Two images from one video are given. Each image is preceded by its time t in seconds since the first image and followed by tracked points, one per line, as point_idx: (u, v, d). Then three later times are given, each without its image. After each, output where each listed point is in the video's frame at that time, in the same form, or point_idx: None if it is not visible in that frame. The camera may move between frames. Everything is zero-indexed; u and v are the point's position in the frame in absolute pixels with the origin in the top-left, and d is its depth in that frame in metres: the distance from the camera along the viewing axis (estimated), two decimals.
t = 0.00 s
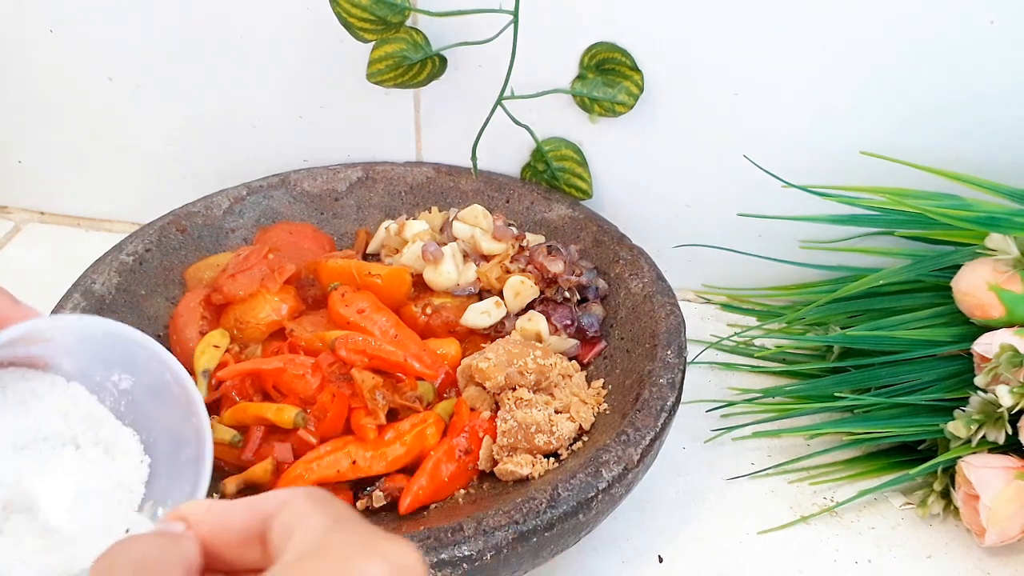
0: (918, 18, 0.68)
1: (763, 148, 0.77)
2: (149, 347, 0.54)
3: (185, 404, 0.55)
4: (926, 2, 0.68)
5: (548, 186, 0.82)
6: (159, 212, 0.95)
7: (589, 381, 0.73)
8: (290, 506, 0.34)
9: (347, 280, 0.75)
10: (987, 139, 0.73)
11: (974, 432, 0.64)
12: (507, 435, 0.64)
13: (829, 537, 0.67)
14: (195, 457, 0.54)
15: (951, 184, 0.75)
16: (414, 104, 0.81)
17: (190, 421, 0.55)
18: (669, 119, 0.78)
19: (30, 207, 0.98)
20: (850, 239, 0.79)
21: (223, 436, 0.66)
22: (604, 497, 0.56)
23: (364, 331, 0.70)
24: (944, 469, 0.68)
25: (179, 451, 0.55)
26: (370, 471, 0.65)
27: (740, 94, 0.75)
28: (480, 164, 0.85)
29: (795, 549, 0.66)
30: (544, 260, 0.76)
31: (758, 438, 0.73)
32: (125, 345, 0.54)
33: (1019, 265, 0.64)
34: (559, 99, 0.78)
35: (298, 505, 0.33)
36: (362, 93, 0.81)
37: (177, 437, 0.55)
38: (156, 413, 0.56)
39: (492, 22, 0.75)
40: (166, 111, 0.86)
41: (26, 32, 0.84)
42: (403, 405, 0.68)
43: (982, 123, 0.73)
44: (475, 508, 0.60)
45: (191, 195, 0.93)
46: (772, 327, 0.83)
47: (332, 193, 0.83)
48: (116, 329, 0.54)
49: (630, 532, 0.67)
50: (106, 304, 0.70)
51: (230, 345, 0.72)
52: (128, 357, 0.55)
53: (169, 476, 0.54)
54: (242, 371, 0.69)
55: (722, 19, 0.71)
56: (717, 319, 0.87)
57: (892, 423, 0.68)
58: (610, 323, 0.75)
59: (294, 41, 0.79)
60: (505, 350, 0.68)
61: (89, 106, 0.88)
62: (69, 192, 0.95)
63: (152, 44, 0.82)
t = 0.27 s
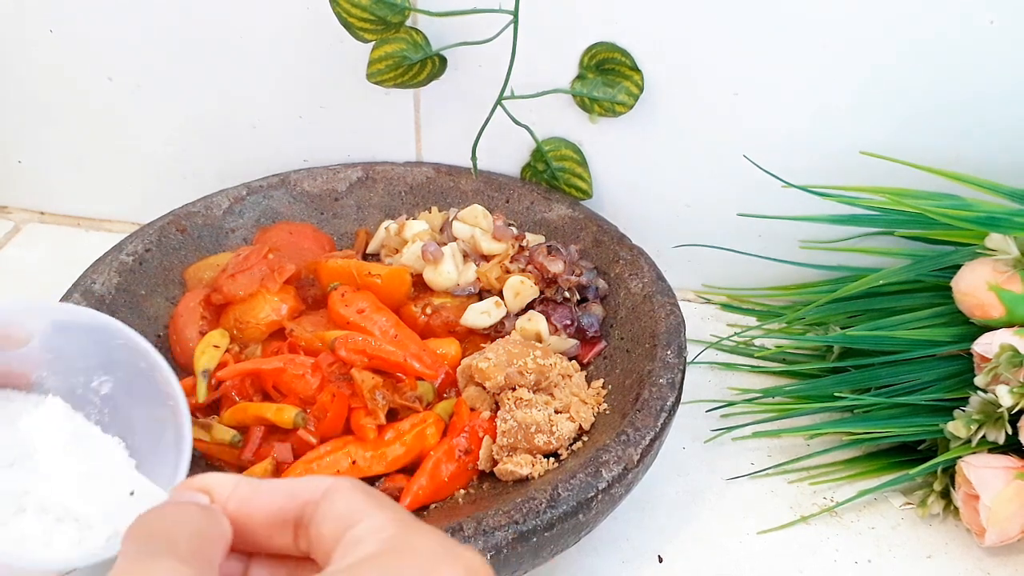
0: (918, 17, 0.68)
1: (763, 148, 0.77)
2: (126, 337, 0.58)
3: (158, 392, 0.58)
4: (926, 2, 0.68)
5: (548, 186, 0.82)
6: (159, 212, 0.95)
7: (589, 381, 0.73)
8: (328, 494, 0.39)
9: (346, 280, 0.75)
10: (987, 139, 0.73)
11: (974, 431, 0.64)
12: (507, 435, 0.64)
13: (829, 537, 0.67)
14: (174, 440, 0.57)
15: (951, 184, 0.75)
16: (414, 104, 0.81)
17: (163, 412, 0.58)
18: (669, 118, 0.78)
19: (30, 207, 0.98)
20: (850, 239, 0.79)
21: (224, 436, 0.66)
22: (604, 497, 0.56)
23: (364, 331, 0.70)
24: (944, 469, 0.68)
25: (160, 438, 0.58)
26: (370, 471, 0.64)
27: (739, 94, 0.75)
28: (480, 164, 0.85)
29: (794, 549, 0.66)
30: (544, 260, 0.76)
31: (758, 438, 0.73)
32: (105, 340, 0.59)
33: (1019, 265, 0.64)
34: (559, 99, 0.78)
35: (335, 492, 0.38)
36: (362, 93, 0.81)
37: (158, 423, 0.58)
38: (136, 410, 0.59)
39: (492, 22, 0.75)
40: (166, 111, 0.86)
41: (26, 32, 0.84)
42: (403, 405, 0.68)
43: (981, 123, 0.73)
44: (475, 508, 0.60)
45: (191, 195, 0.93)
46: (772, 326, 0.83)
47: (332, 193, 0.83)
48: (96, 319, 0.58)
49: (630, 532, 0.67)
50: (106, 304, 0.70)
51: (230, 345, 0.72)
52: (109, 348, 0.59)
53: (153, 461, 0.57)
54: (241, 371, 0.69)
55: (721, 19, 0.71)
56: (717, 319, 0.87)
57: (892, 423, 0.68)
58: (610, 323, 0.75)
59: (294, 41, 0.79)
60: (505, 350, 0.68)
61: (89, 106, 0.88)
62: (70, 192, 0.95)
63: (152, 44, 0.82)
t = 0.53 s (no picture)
0: (917, 18, 0.68)
1: (763, 148, 0.77)
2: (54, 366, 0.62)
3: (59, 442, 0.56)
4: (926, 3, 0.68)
5: (548, 186, 0.82)
6: (159, 212, 0.95)
7: (589, 381, 0.73)
8: (448, 495, 0.36)
9: (346, 280, 0.75)
10: (987, 139, 0.73)
11: (974, 431, 0.64)
12: (508, 435, 0.64)
13: (829, 537, 0.67)
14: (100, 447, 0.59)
15: (951, 184, 0.75)
16: (414, 104, 0.81)
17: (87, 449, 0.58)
18: (669, 118, 0.78)
19: (30, 207, 0.98)
20: (850, 238, 0.79)
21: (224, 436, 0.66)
22: (604, 497, 0.56)
23: (364, 331, 0.70)
24: (944, 469, 0.68)
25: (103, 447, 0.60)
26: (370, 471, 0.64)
27: (739, 94, 0.75)
28: (480, 164, 0.85)
29: (794, 549, 0.66)
30: (544, 260, 0.76)
31: (758, 438, 0.73)
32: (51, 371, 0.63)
33: (1019, 265, 0.64)
34: (559, 99, 0.78)
35: (458, 495, 0.36)
36: (362, 94, 0.81)
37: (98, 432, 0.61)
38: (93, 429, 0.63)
39: (492, 22, 0.75)
40: (166, 111, 0.86)
41: (26, 32, 0.84)
42: (403, 405, 0.68)
43: (981, 122, 0.73)
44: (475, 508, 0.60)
45: (190, 195, 0.92)
46: (772, 326, 0.83)
47: (332, 193, 0.83)
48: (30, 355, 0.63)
49: (630, 532, 0.67)
50: (106, 304, 0.70)
51: (229, 345, 0.72)
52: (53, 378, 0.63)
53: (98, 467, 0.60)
54: (241, 371, 0.69)
55: (721, 19, 0.71)
56: (717, 319, 0.87)
57: (892, 423, 0.68)
58: (610, 323, 0.75)
59: (294, 41, 0.79)
60: (505, 350, 0.68)
61: (89, 107, 0.88)
62: (70, 192, 0.95)
63: (152, 44, 0.82)
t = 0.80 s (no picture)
0: (917, 18, 0.69)
1: (762, 149, 0.78)
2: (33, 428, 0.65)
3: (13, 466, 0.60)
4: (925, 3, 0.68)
5: (548, 186, 0.83)
6: (159, 212, 0.95)
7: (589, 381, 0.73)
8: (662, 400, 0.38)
9: (346, 280, 0.75)
10: (986, 139, 0.73)
11: (973, 431, 0.64)
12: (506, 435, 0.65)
13: (827, 537, 0.67)
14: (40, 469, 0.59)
15: (950, 185, 0.75)
16: (414, 105, 0.82)
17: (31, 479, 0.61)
18: (669, 119, 0.78)
19: (30, 207, 0.98)
20: (849, 239, 0.79)
21: (224, 436, 0.66)
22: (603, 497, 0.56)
23: (364, 331, 0.70)
24: (943, 469, 0.68)
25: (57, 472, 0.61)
26: (370, 471, 0.65)
27: (739, 95, 0.75)
28: (480, 164, 0.85)
29: (793, 549, 0.66)
30: (544, 260, 0.76)
31: (757, 437, 0.73)
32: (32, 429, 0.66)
33: (1018, 265, 0.64)
34: (559, 99, 0.78)
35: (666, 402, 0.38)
36: (362, 94, 0.82)
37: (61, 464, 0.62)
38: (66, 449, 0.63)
39: (492, 22, 0.75)
40: (166, 111, 0.87)
41: (27, 32, 0.84)
42: (403, 405, 0.68)
43: (980, 123, 0.73)
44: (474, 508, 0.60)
45: (191, 195, 0.93)
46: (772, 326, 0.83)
47: (332, 194, 0.83)
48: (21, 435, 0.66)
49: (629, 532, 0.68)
50: (106, 303, 0.70)
51: (230, 345, 0.72)
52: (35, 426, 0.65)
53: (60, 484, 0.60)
54: (242, 370, 0.69)
55: (721, 19, 0.71)
56: (717, 319, 0.87)
57: (891, 423, 0.68)
58: (610, 323, 0.75)
59: (295, 42, 0.79)
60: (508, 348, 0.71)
61: (90, 107, 0.88)
62: (70, 192, 0.95)
63: (152, 44, 0.82)
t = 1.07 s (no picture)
0: (917, 18, 0.68)
1: (763, 149, 0.77)
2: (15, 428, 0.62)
3: None
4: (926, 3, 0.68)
5: (548, 186, 0.82)
6: (159, 212, 0.95)
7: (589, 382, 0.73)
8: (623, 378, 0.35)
9: (346, 280, 0.75)
10: (987, 139, 0.73)
11: (974, 431, 0.64)
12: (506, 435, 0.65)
13: (828, 537, 0.67)
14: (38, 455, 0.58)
15: (951, 185, 0.75)
16: (414, 105, 0.81)
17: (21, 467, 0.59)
18: (669, 119, 0.78)
19: (30, 207, 0.98)
20: (850, 239, 0.79)
21: (223, 436, 0.66)
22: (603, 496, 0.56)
23: (364, 331, 0.70)
24: (944, 469, 0.68)
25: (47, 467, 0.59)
26: (370, 471, 0.64)
27: (739, 94, 0.75)
28: (480, 164, 0.85)
29: (793, 549, 0.66)
30: (544, 260, 0.76)
31: (758, 438, 0.73)
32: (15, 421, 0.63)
33: (1019, 265, 0.64)
34: (559, 99, 0.78)
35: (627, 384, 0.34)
36: (361, 94, 0.82)
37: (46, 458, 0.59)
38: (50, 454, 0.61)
39: (492, 22, 0.75)
40: (166, 111, 0.86)
41: (26, 32, 0.84)
42: (403, 405, 0.68)
43: (982, 123, 0.73)
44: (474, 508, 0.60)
45: (190, 195, 0.93)
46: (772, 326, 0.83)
47: (332, 193, 0.83)
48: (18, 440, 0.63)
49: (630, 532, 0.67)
50: (105, 303, 0.70)
51: (229, 345, 0.72)
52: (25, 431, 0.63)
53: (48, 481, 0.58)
54: (242, 371, 0.69)
55: (721, 19, 0.71)
56: (717, 319, 0.87)
57: (892, 423, 0.68)
58: (610, 322, 0.75)
59: (294, 42, 0.79)
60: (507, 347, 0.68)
61: (89, 107, 0.88)
62: (70, 192, 0.95)
63: (152, 44, 0.82)
